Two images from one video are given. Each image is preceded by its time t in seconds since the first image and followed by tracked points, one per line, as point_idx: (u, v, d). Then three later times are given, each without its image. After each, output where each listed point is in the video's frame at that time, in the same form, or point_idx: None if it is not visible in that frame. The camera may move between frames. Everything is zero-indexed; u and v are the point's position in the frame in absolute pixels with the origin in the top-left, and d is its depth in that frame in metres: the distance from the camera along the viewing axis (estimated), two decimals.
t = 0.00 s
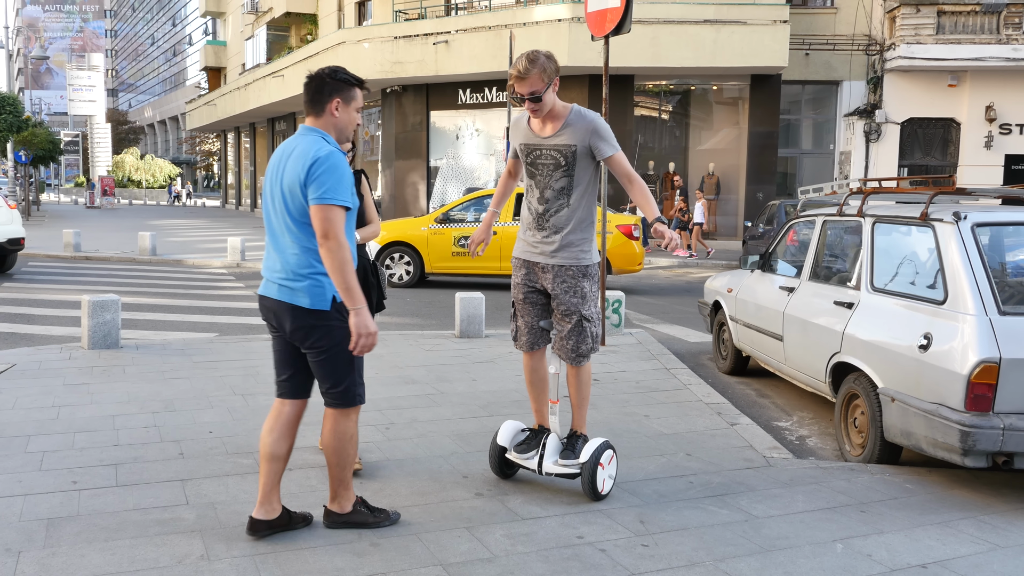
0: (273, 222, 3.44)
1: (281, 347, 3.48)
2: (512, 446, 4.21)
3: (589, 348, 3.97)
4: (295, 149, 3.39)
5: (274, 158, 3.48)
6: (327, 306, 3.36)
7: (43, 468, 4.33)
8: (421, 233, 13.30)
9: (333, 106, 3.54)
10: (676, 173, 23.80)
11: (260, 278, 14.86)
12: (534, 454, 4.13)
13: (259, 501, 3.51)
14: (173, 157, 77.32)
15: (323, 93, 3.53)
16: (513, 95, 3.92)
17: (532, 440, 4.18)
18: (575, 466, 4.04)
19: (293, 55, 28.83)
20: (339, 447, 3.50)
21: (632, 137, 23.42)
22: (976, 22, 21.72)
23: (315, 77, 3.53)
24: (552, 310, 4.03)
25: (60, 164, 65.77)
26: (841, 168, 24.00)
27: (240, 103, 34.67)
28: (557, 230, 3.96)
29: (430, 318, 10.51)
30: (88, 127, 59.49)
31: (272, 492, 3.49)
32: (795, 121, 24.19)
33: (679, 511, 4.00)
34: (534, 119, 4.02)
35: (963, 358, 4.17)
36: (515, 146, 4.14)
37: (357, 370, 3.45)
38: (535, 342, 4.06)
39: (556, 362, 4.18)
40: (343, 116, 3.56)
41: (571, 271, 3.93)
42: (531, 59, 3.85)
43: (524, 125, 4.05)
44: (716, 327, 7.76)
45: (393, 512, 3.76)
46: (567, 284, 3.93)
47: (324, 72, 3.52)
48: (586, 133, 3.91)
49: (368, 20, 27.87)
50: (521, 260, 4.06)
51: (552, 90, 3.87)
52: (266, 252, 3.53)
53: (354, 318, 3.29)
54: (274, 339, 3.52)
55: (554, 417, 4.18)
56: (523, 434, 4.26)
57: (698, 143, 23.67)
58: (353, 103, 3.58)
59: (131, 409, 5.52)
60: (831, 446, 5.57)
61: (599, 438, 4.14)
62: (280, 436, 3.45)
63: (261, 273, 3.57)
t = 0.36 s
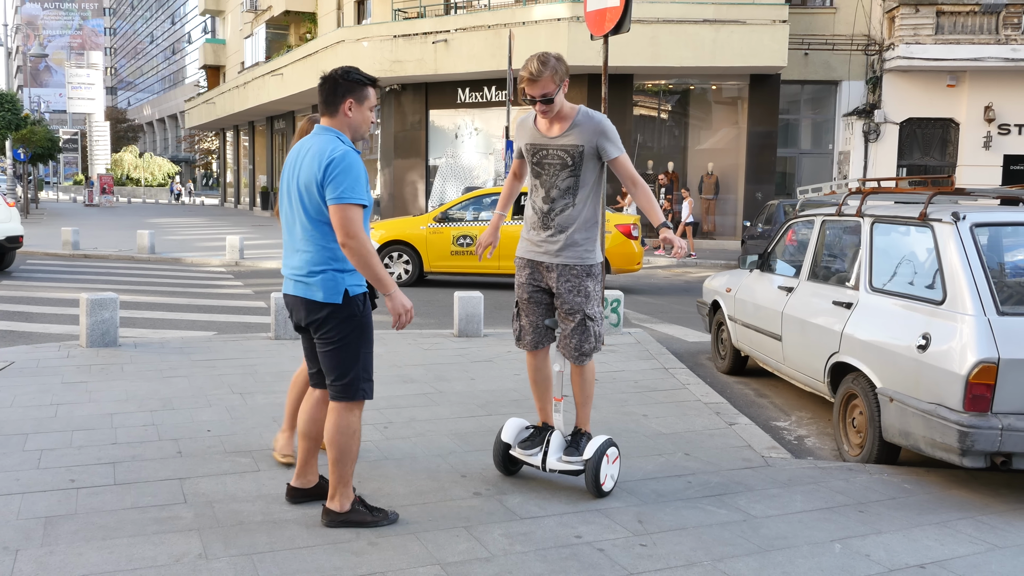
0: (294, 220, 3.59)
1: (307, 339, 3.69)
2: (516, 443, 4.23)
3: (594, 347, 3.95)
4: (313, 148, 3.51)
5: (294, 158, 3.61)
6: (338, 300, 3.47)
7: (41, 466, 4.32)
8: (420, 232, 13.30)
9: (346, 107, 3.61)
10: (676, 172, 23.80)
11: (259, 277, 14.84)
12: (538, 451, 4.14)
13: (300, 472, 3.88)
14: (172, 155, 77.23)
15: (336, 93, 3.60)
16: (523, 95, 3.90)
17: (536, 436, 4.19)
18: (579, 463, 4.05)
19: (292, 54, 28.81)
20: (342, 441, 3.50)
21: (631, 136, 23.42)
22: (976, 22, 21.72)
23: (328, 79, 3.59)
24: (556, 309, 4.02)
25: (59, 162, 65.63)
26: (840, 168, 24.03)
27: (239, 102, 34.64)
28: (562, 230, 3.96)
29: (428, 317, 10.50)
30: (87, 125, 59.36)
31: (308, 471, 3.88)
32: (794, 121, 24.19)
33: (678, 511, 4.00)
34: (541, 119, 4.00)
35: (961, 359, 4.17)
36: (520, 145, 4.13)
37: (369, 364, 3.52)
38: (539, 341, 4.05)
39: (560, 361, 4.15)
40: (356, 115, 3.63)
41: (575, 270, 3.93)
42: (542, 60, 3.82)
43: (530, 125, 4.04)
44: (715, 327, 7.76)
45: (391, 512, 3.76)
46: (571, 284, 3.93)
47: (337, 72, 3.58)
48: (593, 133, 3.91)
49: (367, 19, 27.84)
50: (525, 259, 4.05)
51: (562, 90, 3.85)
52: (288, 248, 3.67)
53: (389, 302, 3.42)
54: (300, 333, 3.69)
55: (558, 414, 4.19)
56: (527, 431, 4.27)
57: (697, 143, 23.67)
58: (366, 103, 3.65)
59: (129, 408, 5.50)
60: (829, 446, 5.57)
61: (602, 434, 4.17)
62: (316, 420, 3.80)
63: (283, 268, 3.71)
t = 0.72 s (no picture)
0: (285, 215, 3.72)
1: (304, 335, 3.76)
2: (521, 442, 4.25)
3: (597, 347, 3.96)
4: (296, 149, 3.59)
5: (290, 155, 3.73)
6: (315, 299, 3.56)
7: (42, 467, 4.32)
8: (421, 233, 13.31)
9: (335, 108, 3.60)
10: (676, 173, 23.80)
11: (260, 277, 14.86)
12: (542, 450, 4.15)
13: (297, 474, 3.88)
14: (173, 156, 77.28)
15: (325, 95, 3.61)
16: (531, 97, 3.89)
17: (541, 436, 4.22)
18: (583, 462, 4.06)
19: (292, 54, 28.82)
20: (338, 435, 3.58)
21: (632, 136, 23.42)
22: (976, 22, 21.70)
23: (319, 80, 3.62)
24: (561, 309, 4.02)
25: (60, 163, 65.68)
26: (840, 169, 24.04)
27: (240, 102, 34.65)
28: (568, 231, 3.96)
29: (429, 318, 10.50)
30: (88, 126, 59.34)
31: (305, 472, 3.87)
32: (795, 121, 24.23)
33: (679, 511, 4.00)
34: (547, 121, 4.00)
35: (963, 359, 4.17)
36: (524, 148, 4.12)
37: (360, 359, 3.56)
38: (545, 341, 4.05)
39: (566, 360, 4.15)
40: (345, 117, 3.62)
41: (582, 271, 3.93)
42: (550, 62, 3.82)
43: (536, 126, 4.03)
44: (715, 327, 7.76)
45: (378, 513, 3.73)
46: (577, 284, 3.93)
47: (327, 76, 3.60)
48: (601, 136, 3.91)
49: (368, 20, 27.86)
50: (530, 260, 4.05)
51: (570, 93, 3.85)
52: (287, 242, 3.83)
53: (341, 309, 3.43)
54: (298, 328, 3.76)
55: (562, 414, 4.20)
56: (531, 430, 4.29)
57: (698, 143, 23.66)
58: (355, 105, 3.63)
59: (130, 408, 5.51)
60: (830, 447, 5.57)
61: (605, 434, 4.17)
62: (309, 419, 3.75)
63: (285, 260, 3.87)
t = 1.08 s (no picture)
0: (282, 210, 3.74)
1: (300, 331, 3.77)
2: (524, 441, 4.25)
3: (599, 347, 3.96)
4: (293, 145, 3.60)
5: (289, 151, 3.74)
6: (305, 295, 3.57)
7: (43, 467, 4.32)
8: (422, 232, 13.30)
9: (332, 107, 3.61)
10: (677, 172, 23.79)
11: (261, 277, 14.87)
12: (546, 449, 4.17)
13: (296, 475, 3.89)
14: (175, 156, 77.36)
15: (324, 93, 3.60)
16: (533, 96, 3.87)
17: (544, 435, 4.23)
18: (587, 460, 4.08)
19: (293, 54, 28.83)
20: (309, 435, 3.59)
21: (633, 135, 23.43)
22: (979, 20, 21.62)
23: (317, 78, 3.61)
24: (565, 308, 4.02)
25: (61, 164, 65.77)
26: (842, 167, 24.03)
27: (241, 103, 34.66)
28: (572, 232, 3.95)
29: (430, 318, 10.50)
30: (88, 127, 59.35)
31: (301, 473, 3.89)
32: (796, 120, 24.26)
33: (681, 510, 4.00)
34: (550, 122, 3.99)
35: (965, 358, 4.16)
36: (529, 148, 4.11)
37: (339, 361, 3.58)
38: (548, 340, 4.06)
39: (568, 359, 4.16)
40: (342, 116, 3.62)
41: (586, 271, 3.92)
42: (552, 61, 3.81)
43: (539, 127, 4.02)
44: (716, 327, 7.77)
45: (360, 514, 3.73)
46: (581, 284, 3.93)
47: (326, 74, 3.60)
48: (602, 137, 3.89)
49: (368, 19, 27.85)
50: (535, 259, 4.05)
51: (572, 92, 3.84)
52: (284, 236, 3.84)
53: (329, 308, 3.44)
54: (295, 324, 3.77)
55: (566, 413, 4.22)
56: (535, 429, 4.30)
57: (698, 143, 23.65)
58: (354, 104, 3.62)
59: (132, 409, 5.51)
60: (832, 446, 5.57)
61: (608, 433, 4.18)
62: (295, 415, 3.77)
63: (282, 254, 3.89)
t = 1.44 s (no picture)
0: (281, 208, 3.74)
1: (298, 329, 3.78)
2: (522, 440, 4.26)
3: (598, 347, 3.96)
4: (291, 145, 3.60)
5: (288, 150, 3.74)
6: (303, 294, 3.57)
7: (44, 467, 4.33)
8: (422, 231, 13.31)
9: (330, 107, 3.61)
10: (677, 171, 23.79)
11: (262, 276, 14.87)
12: (544, 448, 4.17)
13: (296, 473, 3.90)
14: (175, 156, 77.34)
15: (322, 93, 3.61)
16: (531, 93, 3.89)
17: (542, 434, 4.23)
18: (585, 460, 4.08)
19: (293, 54, 28.83)
20: (310, 434, 3.60)
21: (633, 134, 23.43)
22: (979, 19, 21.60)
23: (316, 78, 3.62)
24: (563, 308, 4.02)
25: (61, 164, 65.77)
26: (842, 167, 24.03)
27: (241, 102, 34.66)
28: (572, 232, 3.96)
29: (430, 317, 10.50)
30: (89, 126, 59.32)
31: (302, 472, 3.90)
32: (795, 119, 24.24)
33: (681, 509, 4.00)
34: (549, 121, 3.99)
35: (965, 356, 4.16)
36: (528, 147, 4.12)
37: (338, 360, 3.59)
38: (546, 340, 4.06)
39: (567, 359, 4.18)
40: (341, 116, 3.63)
41: (584, 271, 3.93)
42: (550, 58, 3.83)
43: (537, 126, 4.03)
44: (716, 326, 7.77)
45: (359, 512, 3.75)
46: (579, 284, 3.93)
47: (325, 74, 3.60)
48: (601, 136, 3.90)
49: (368, 19, 27.84)
50: (533, 259, 4.06)
51: (570, 90, 3.85)
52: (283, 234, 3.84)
53: (335, 306, 3.44)
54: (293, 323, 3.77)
55: (564, 412, 4.24)
56: (533, 428, 4.30)
57: (699, 142, 23.65)
58: (352, 104, 3.63)
59: (132, 408, 5.52)
60: (831, 444, 5.58)
61: (607, 432, 4.18)
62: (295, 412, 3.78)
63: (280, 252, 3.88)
